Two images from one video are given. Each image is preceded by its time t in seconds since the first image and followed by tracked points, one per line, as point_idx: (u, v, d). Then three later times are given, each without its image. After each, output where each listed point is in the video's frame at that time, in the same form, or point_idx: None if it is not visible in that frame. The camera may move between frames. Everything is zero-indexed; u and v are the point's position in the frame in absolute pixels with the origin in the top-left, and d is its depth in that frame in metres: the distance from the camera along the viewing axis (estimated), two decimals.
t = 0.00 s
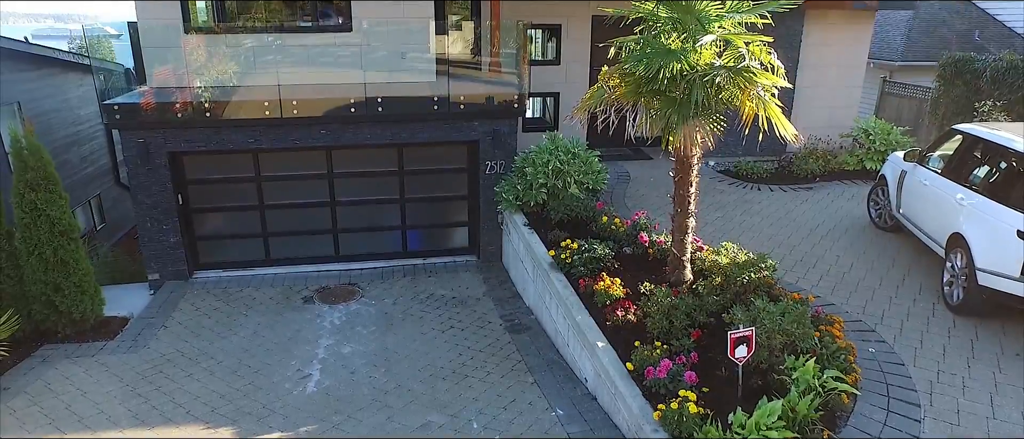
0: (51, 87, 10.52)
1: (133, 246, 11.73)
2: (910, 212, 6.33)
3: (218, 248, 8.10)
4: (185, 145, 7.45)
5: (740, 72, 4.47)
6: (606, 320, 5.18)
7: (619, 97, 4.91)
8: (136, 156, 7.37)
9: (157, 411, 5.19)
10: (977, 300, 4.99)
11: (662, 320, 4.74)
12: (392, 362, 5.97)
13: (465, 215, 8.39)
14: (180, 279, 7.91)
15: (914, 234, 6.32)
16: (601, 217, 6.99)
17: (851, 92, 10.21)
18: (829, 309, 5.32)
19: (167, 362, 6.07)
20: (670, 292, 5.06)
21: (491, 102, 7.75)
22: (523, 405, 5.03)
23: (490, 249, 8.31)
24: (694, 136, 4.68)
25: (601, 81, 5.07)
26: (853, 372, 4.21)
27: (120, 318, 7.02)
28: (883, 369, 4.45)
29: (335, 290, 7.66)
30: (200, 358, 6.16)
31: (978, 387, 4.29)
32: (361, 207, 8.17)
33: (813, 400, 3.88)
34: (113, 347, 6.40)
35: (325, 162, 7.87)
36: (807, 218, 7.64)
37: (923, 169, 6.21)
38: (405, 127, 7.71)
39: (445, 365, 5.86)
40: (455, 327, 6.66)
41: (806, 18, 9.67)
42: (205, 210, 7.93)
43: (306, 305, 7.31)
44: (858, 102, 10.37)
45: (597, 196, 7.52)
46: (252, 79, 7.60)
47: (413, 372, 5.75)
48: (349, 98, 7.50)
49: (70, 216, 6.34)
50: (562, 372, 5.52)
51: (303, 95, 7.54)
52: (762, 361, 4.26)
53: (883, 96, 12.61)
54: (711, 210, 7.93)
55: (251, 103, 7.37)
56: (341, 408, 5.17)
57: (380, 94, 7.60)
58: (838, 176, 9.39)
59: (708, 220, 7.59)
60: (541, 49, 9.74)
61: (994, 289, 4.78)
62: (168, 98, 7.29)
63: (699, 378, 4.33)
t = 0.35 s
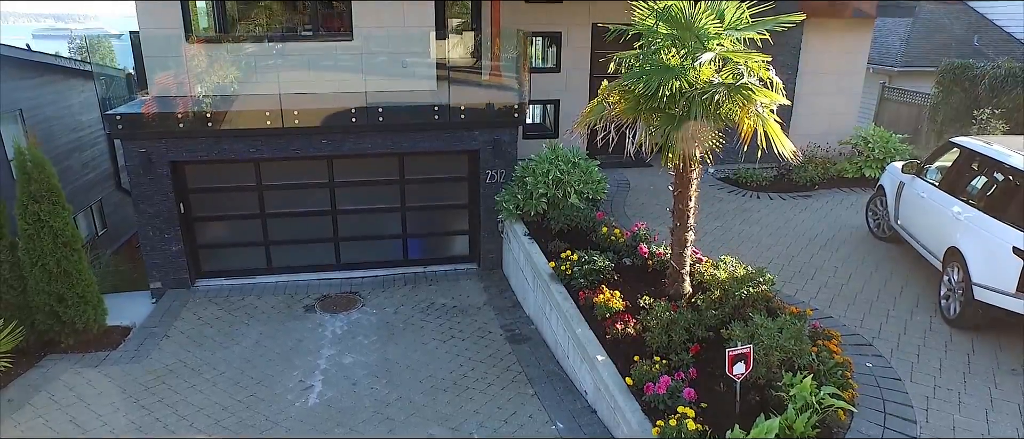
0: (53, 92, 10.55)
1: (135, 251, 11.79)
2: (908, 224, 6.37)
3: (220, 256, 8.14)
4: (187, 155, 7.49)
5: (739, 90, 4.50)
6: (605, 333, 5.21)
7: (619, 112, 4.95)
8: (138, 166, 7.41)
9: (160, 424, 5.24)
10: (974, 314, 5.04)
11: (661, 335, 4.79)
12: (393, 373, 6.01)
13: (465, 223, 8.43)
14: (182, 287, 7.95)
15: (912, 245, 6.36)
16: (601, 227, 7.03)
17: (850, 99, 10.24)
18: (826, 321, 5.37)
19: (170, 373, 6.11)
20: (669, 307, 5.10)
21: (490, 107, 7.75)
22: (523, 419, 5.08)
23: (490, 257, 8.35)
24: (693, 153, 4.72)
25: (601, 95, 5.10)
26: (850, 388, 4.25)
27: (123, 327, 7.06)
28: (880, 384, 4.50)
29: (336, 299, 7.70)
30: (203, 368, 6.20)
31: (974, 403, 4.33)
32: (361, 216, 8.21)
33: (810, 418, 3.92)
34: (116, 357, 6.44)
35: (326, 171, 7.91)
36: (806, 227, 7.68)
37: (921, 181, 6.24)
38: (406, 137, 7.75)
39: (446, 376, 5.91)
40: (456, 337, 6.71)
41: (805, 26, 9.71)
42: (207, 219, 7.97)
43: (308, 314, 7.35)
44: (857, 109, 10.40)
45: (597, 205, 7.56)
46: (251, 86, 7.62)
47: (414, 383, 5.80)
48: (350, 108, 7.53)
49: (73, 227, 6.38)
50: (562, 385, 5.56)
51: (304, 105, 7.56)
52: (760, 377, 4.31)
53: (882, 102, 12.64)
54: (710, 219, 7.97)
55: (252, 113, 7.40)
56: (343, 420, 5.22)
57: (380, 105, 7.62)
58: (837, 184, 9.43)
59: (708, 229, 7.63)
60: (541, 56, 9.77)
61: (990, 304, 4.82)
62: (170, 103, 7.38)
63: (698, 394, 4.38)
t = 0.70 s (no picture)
0: (54, 99, 10.61)
1: (137, 257, 11.85)
2: (906, 235, 6.41)
3: (221, 264, 8.18)
4: (188, 165, 7.53)
5: (737, 108, 4.54)
6: (605, 346, 5.26)
7: (618, 128, 4.99)
8: (140, 176, 7.46)
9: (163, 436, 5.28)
10: (970, 328, 5.07)
11: (660, 350, 4.84)
12: (394, 384, 6.06)
13: (466, 232, 8.47)
14: (184, 296, 8.00)
15: (909, 257, 6.40)
16: (601, 238, 7.07)
17: (849, 107, 10.29)
18: (824, 334, 5.41)
19: (173, 383, 6.15)
20: (667, 321, 5.15)
21: (491, 112, 7.80)
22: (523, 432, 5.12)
23: (491, 265, 8.39)
24: (691, 170, 4.76)
25: (600, 111, 5.14)
26: (847, 404, 4.29)
27: (125, 336, 7.11)
28: (877, 399, 4.54)
29: (337, 308, 7.75)
30: (205, 379, 6.24)
31: (970, 418, 4.37)
32: (362, 225, 8.25)
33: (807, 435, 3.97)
34: (119, 367, 6.49)
35: (328, 180, 7.95)
36: (804, 236, 7.72)
37: (918, 193, 6.29)
38: (407, 147, 7.78)
39: (446, 387, 5.95)
40: (456, 347, 6.75)
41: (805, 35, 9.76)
42: (209, 228, 8.01)
43: (309, 323, 7.39)
44: (857, 117, 10.44)
45: (597, 215, 7.60)
46: (251, 95, 7.66)
47: (415, 394, 5.84)
48: (351, 118, 7.57)
49: (77, 238, 6.42)
50: (562, 397, 5.60)
51: (306, 114, 7.59)
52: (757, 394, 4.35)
53: (881, 108, 12.68)
54: (709, 227, 8.01)
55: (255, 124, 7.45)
56: (344, 433, 5.27)
57: (382, 115, 7.65)
58: (836, 192, 9.47)
59: (707, 238, 7.68)
60: (542, 64, 9.80)
61: (986, 319, 4.85)
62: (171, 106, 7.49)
63: (696, 410, 4.42)
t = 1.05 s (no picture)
0: (56, 106, 10.65)
1: (138, 262, 11.91)
2: (903, 247, 6.45)
3: (223, 273, 8.23)
4: (190, 175, 7.56)
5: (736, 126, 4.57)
6: (604, 359, 5.30)
7: (618, 145, 5.03)
8: (142, 186, 7.49)
9: None
10: (967, 342, 5.11)
11: (659, 365, 4.90)
12: (395, 395, 6.10)
13: (466, 240, 8.51)
14: (185, 304, 8.04)
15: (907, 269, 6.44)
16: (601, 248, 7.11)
17: (849, 114, 10.32)
18: (822, 347, 5.45)
19: (175, 395, 6.19)
20: (666, 336, 5.19)
21: (491, 122, 7.83)
22: None
23: (491, 273, 8.43)
24: (691, 187, 4.80)
25: (599, 127, 5.18)
26: (844, 420, 4.33)
27: (127, 346, 7.14)
28: (874, 414, 4.58)
29: (338, 317, 7.79)
30: (207, 390, 6.29)
31: (966, 434, 4.41)
32: (363, 233, 8.29)
33: None
34: (121, 377, 6.53)
35: (329, 189, 7.99)
36: (802, 246, 7.76)
37: (916, 205, 6.32)
38: (408, 157, 7.82)
39: (447, 398, 5.99)
40: (457, 357, 6.79)
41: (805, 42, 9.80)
42: (210, 237, 8.05)
43: (311, 333, 7.43)
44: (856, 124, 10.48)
45: (597, 224, 7.64)
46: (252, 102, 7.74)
47: (415, 406, 5.88)
48: (352, 128, 7.60)
49: (80, 250, 6.46)
50: (562, 410, 5.64)
51: (307, 125, 7.62)
52: (755, 410, 4.40)
53: (880, 114, 12.70)
54: (708, 236, 8.04)
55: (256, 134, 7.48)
56: None
57: (382, 125, 7.68)
58: (836, 200, 9.51)
59: (706, 248, 7.72)
60: (542, 72, 9.83)
61: (982, 333, 4.89)
62: (173, 113, 7.54)
63: (695, 426, 4.46)
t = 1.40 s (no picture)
0: (58, 113, 10.70)
1: (139, 268, 11.96)
2: (900, 259, 6.48)
3: (224, 282, 8.26)
4: (191, 185, 7.59)
5: (735, 144, 4.59)
6: (603, 373, 5.34)
7: (617, 162, 5.08)
8: (144, 196, 7.52)
9: None
10: (964, 357, 5.14)
11: (658, 381, 4.94)
12: (396, 407, 6.14)
13: (467, 249, 8.54)
14: (186, 313, 8.08)
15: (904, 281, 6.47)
16: (601, 259, 7.14)
17: (847, 121, 10.35)
18: (820, 361, 5.49)
19: (177, 406, 6.23)
20: (665, 350, 5.24)
21: (491, 132, 7.84)
22: None
23: (491, 282, 8.47)
24: (689, 204, 4.83)
25: (598, 143, 5.22)
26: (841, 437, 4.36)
27: (129, 356, 7.18)
28: (871, 430, 4.61)
29: (339, 326, 7.83)
30: (209, 401, 6.32)
31: None
32: (364, 242, 8.32)
33: None
34: (123, 388, 6.57)
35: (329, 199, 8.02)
36: (801, 255, 7.79)
37: (914, 217, 6.36)
38: (408, 167, 7.85)
39: (447, 411, 6.03)
40: (457, 368, 6.83)
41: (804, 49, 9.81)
42: (211, 246, 8.08)
43: (312, 342, 7.46)
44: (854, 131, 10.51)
45: (596, 234, 7.68)
46: (250, 106, 7.95)
47: (416, 419, 5.92)
48: (353, 138, 7.62)
49: (82, 262, 6.50)
50: (562, 422, 5.68)
51: (308, 135, 7.65)
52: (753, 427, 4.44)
53: (879, 119, 12.75)
54: (708, 246, 8.08)
55: (257, 145, 7.50)
56: None
57: (383, 136, 7.71)
58: (835, 207, 9.55)
59: (705, 257, 7.75)
60: (542, 80, 9.86)
61: (978, 350, 4.92)
62: (173, 120, 7.77)
63: None
